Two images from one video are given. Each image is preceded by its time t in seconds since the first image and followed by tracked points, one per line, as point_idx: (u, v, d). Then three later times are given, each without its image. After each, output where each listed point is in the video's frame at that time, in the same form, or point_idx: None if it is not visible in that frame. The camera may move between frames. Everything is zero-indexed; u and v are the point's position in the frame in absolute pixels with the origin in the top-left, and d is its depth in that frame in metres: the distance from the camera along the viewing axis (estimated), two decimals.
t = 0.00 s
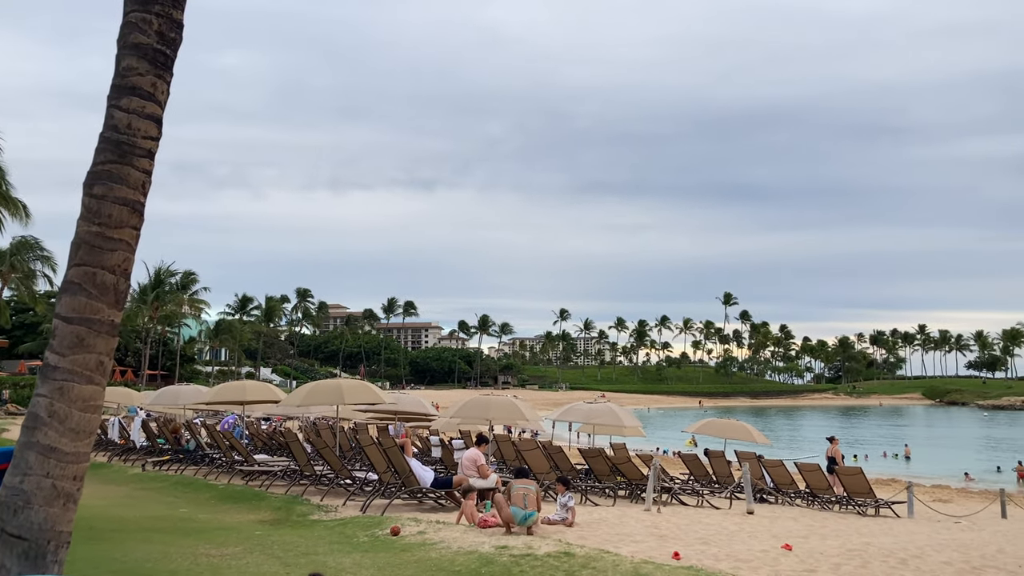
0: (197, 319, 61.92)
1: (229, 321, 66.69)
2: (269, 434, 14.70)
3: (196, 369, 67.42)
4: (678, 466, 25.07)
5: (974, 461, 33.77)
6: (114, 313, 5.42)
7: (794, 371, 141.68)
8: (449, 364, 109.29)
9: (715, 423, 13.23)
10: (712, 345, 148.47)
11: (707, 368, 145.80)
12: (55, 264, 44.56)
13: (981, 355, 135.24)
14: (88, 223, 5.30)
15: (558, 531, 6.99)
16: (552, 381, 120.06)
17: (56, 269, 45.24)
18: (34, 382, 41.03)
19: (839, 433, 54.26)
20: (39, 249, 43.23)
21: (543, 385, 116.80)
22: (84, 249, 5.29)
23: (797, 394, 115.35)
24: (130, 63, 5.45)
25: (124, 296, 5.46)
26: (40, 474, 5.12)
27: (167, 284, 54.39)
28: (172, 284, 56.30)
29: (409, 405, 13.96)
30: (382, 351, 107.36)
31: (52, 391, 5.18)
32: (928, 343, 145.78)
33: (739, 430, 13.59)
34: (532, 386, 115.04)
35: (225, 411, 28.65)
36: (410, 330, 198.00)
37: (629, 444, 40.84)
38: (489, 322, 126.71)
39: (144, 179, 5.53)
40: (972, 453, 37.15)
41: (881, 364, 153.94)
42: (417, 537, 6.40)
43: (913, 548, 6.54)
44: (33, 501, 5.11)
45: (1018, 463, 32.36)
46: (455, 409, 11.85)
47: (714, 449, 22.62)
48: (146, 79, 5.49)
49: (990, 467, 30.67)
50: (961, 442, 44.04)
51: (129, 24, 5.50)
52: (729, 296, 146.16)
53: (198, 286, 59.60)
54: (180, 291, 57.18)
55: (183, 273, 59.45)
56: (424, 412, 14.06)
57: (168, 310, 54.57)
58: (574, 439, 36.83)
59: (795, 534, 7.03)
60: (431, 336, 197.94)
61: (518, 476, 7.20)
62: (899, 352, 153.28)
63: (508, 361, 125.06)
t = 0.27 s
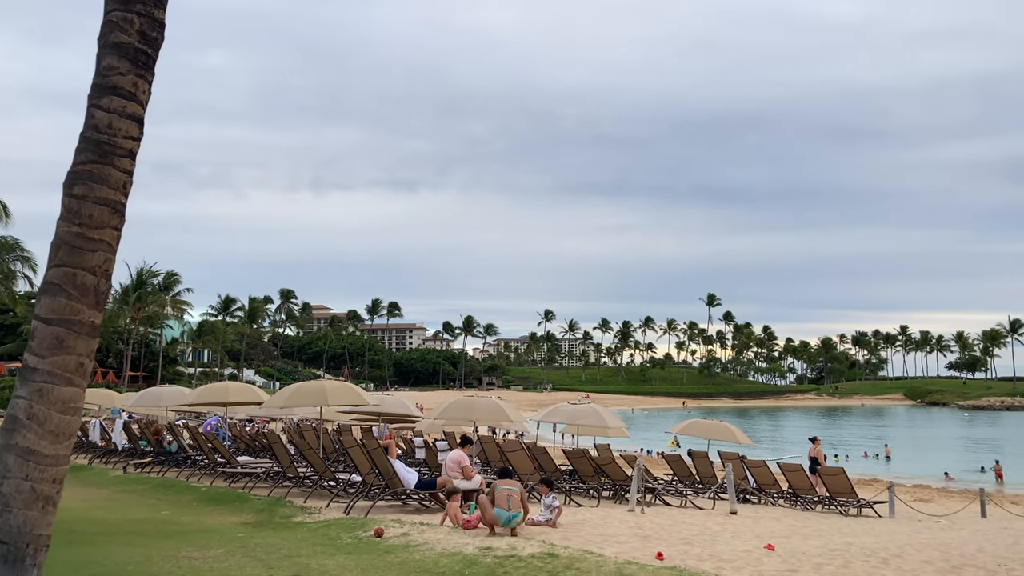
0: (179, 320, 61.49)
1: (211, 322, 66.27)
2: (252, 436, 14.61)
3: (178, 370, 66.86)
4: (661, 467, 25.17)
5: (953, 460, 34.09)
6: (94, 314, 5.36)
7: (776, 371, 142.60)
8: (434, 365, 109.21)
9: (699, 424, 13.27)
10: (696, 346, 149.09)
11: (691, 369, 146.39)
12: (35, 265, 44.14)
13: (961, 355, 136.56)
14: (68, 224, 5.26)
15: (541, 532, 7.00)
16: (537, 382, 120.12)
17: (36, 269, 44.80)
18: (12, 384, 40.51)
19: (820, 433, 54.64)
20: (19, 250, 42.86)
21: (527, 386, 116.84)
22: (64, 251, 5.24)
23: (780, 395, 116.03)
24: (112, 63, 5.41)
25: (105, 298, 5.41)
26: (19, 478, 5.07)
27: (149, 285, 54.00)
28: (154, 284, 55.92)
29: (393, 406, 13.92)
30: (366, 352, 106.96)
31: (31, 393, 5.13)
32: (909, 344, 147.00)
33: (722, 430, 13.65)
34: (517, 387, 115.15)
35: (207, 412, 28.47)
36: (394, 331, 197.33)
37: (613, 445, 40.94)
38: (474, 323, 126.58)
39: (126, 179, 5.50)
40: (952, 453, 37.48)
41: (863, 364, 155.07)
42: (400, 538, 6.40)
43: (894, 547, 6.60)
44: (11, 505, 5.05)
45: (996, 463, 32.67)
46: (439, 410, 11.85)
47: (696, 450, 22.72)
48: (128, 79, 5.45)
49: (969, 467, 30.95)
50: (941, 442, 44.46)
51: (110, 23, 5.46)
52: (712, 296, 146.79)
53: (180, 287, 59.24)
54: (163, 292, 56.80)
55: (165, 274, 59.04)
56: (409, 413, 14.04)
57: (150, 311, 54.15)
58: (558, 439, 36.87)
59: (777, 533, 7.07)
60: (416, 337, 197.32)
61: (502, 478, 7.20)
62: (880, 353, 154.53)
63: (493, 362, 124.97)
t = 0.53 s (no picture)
0: (161, 321, 61.08)
1: (194, 322, 65.85)
2: (235, 437, 14.52)
3: (160, 371, 66.31)
4: (645, 466, 25.23)
5: (933, 459, 34.34)
6: (74, 315, 5.32)
7: (760, 371, 143.39)
8: (418, 365, 109.11)
9: (682, 424, 13.31)
10: (680, 346, 149.60)
11: (675, 369, 146.90)
12: (14, 265, 43.67)
13: (942, 355, 137.56)
14: (47, 224, 5.21)
15: (525, 532, 7.01)
16: (522, 382, 120.16)
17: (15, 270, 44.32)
18: None
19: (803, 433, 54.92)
20: None
21: (512, 386, 116.86)
22: (44, 251, 5.19)
23: (763, 394, 116.64)
24: (92, 61, 5.37)
25: (85, 299, 5.36)
26: None
27: (132, 286, 53.62)
28: (135, 285, 55.50)
29: (377, 407, 13.87)
30: (350, 353, 106.47)
31: (10, 395, 5.07)
32: (891, 343, 147.83)
33: (706, 430, 13.69)
34: (502, 387, 115.23)
35: (190, 413, 28.29)
36: (378, 332, 196.63)
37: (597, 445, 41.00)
38: (458, 323, 126.44)
39: (106, 179, 5.45)
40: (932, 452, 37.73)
41: (846, 364, 155.84)
42: (384, 539, 6.38)
43: (875, 545, 6.65)
44: None
45: (976, 462, 32.91)
46: (423, 411, 11.81)
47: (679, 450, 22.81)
48: (108, 78, 5.42)
49: (949, 466, 31.15)
50: (921, 441, 44.77)
51: (90, 21, 5.43)
52: (696, 296, 147.32)
53: (162, 287, 58.88)
54: (145, 293, 56.39)
55: (147, 274, 58.62)
56: (392, 414, 13.99)
57: (132, 312, 53.74)
58: (542, 439, 36.93)
59: (760, 533, 7.12)
60: (400, 337, 196.72)
61: (486, 478, 7.20)
62: (862, 352, 155.61)
63: (477, 363, 124.84)
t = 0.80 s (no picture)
0: (144, 320, 60.63)
1: (176, 321, 65.37)
2: (217, 436, 14.44)
3: (142, 370, 65.70)
4: (628, 464, 25.30)
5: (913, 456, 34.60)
6: (52, 313, 5.26)
7: (743, 369, 144.03)
8: (402, 364, 109.00)
9: (666, 422, 13.35)
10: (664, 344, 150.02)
11: (658, 367, 147.36)
12: None
13: (923, 353, 138.75)
14: (25, 221, 5.15)
15: (509, 530, 7.02)
16: (506, 380, 120.19)
17: None
18: None
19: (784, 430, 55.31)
20: None
21: (496, 384, 116.85)
22: (21, 249, 5.13)
23: (746, 392, 117.21)
24: (70, 57, 5.32)
25: (64, 296, 5.31)
26: None
27: (113, 284, 53.17)
28: (117, 283, 55.05)
29: (360, 406, 13.84)
30: (334, 352, 106.05)
31: None
32: (872, 341, 148.80)
33: (689, 428, 13.74)
34: (486, 385, 115.29)
35: (171, 413, 28.11)
36: (362, 330, 195.87)
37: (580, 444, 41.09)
38: (443, 321, 126.19)
39: (85, 176, 5.41)
40: (912, 449, 38.07)
41: (827, 362, 156.72)
42: (367, 538, 6.37)
43: (856, 541, 6.70)
44: None
45: (956, 459, 33.20)
46: (407, 409, 11.79)
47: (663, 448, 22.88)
48: (87, 74, 5.37)
49: (928, 463, 31.42)
50: (901, 438, 45.13)
51: (68, 17, 5.38)
52: (679, 295, 147.69)
53: (144, 286, 58.47)
54: (127, 291, 55.90)
55: (129, 272, 58.16)
56: (376, 413, 13.95)
57: (113, 310, 53.28)
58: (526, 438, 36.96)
59: (742, 530, 7.16)
60: (383, 336, 196.10)
61: (470, 476, 7.20)
62: (844, 351, 156.60)
63: (461, 361, 124.61)
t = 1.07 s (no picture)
0: (123, 317, 60.13)
1: (156, 318, 64.85)
2: (197, 434, 14.33)
3: (122, 368, 65.06)
4: (610, 461, 25.42)
5: (890, 453, 34.98)
6: (28, 311, 5.18)
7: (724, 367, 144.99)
8: (384, 361, 108.87)
9: (648, 419, 13.38)
10: (645, 342, 150.55)
11: (640, 364, 147.91)
12: None
13: (902, 351, 140.01)
14: (1, 217, 5.09)
15: (491, 527, 7.03)
16: (488, 378, 120.16)
17: None
18: None
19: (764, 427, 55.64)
20: None
21: (478, 382, 116.84)
22: None
23: (726, 390, 117.97)
24: (47, 52, 5.29)
25: (40, 293, 5.24)
26: None
27: (92, 281, 52.69)
28: (96, 280, 54.58)
29: (341, 403, 13.81)
30: (315, 349, 105.48)
31: None
32: (851, 340, 150.03)
33: (670, 425, 13.80)
34: (469, 382, 115.34)
35: (151, 410, 27.93)
36: (344, 328, 195.05)
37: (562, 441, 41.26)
38: (425, 319, 125.95)
39: (62, 171, 5.35)
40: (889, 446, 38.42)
41: (807, 360, 157.84)
42: (349, 536, 6.36)
43: (835, 538, 6.77)
44: None
45: (932, 456, 33.58)
46: (389, 408, 11.76)
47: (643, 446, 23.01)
48: (65, 69, 5.32)
49: (906, 459, 31.74)
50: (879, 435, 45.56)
51: (46, 10, 5.34)
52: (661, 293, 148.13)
53: (124, 282, 58.03)
54: (106, 288, 55.42)
55: (109, 269, 57.68)
56: (358, 411, 13.91)
57: (92, 307, 52.77)
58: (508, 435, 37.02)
59: (722, 526, 7.23)
60: (365, 334, 195.34)
61: (453, 474, 7.19)
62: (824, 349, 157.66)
63: (444, 359, 124.43)
